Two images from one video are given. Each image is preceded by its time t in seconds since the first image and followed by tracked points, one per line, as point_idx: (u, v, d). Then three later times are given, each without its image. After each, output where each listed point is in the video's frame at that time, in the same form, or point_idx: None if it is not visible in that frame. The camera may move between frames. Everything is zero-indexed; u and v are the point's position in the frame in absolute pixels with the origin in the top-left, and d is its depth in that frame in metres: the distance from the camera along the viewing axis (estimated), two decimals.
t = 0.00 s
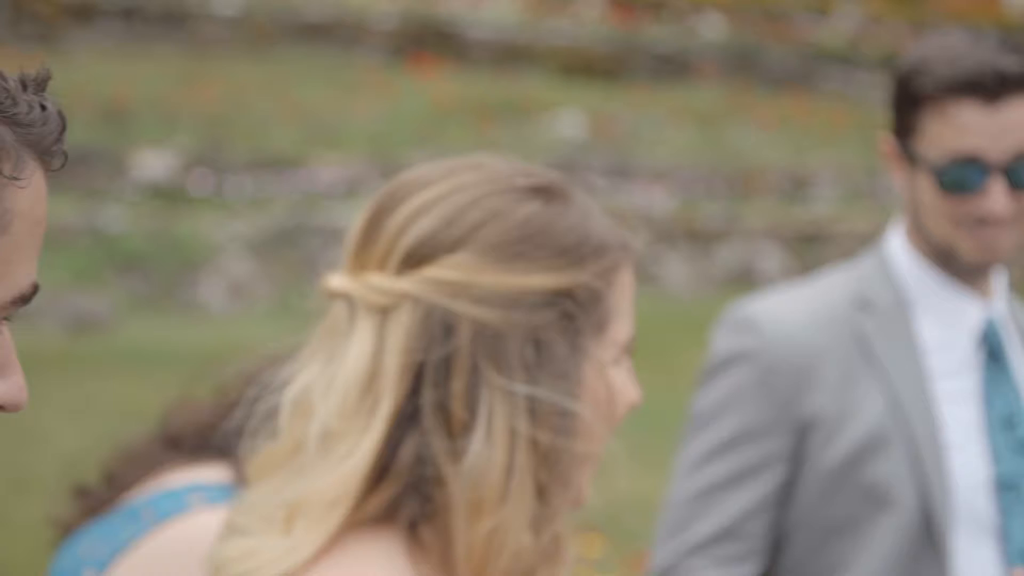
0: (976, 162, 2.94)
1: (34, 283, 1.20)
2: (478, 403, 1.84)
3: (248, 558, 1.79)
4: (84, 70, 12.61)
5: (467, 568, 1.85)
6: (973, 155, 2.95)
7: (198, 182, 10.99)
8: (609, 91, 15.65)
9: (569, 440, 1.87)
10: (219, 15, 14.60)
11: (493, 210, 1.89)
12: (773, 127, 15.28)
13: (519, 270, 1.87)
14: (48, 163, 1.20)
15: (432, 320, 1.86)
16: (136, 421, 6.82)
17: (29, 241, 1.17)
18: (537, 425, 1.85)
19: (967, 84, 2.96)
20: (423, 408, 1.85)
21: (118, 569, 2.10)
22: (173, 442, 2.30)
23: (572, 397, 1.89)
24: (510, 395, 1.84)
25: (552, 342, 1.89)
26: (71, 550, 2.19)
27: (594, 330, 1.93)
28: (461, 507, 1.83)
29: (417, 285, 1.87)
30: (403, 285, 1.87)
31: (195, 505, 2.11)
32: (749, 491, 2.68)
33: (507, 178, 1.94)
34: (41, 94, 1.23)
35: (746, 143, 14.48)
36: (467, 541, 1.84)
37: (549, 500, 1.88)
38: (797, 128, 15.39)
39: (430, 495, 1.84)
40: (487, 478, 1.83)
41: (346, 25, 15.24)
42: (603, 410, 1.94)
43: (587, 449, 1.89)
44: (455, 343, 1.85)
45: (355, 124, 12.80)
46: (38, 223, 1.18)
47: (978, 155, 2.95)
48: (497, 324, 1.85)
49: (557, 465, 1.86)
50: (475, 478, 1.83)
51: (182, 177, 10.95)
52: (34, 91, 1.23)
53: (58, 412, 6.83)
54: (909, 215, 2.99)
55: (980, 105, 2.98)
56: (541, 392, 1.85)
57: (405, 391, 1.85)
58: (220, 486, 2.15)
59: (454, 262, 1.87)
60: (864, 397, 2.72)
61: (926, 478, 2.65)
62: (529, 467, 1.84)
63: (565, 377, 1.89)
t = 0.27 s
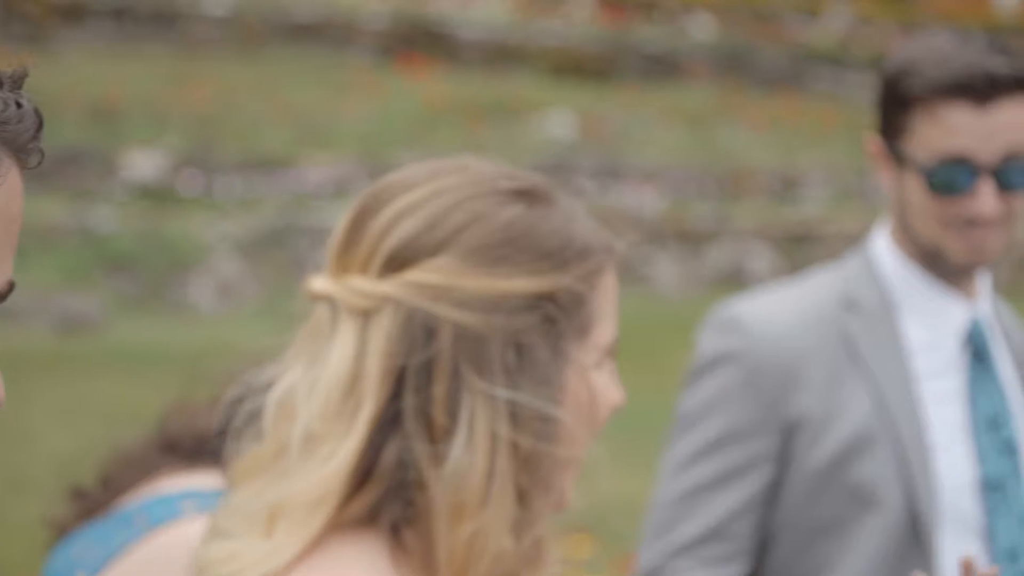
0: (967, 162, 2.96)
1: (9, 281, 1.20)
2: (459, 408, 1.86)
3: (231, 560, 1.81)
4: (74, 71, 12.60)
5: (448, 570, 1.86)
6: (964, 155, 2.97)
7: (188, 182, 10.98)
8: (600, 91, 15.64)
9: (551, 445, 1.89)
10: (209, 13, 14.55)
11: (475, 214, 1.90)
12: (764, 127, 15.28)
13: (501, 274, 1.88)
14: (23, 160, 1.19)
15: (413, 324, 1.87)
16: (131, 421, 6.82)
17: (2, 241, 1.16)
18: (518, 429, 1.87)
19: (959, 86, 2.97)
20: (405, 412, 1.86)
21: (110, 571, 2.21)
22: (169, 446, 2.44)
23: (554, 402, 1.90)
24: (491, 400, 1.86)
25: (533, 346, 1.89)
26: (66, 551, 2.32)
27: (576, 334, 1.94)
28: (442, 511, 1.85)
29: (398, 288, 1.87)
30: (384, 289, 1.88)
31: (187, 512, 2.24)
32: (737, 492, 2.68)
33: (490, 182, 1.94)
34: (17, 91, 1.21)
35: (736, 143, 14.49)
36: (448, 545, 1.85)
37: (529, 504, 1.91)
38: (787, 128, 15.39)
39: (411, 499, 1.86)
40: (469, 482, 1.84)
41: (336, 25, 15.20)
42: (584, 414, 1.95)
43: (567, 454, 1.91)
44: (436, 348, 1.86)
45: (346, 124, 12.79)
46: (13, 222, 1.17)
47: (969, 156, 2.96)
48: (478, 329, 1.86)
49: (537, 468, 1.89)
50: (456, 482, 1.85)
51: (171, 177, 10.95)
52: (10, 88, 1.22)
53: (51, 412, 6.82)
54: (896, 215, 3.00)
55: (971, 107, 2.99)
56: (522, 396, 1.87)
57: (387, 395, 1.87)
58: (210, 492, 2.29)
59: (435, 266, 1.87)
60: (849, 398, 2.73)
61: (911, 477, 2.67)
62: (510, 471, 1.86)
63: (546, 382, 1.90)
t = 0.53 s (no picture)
0: (956, 166, 2.97)
1: None
2: (434, 411, 1.79)
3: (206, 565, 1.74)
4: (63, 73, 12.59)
5: None
6: (954, 158, 2.97)
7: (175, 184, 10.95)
8: (589, 93, 15.66)
9: (528, 450, 1.82)
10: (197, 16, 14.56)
11: (452, 215, 1.85)
12: (753, 129, 15.33)
13: (478, 276, 1.82)
14: None
15: (387, 327, 1.81)
16: (118, 423, 6.79)
17: None
18: (494, 434, 1.79)
19: (949, 88, 2.98)
20: (381, 414, 1.80)
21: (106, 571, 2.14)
22: (166, 452, 2.41)
23: (530, 406, 1.83)
24: (467, 404, 1.79)
25: (509, 350, 1.83)
26: (58, 558, 2.24)
27: (554, 338, 1.87)
28: (418, 517, 1.77)
29: (374, 291, 1.82)
30: (360, 291, 1.83)
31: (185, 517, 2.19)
32: (721, 494, 2.69)
33: (467, 183, 1.88)
34: None
35: (725, 145, 14.53)
36: (425, 550, 1.77)
37: (506, 508, 1.84)
38: (777, 130, 15.44)
39: (388, 503, 1.78)
40: (445, 485, 1.77)
41: (324, 26, 15.22)
42: (560, 419, 1.88)
43: (545, 459, 1.84)
44: (411, 350, 1.80)
45: (336, 125, 12.80)
46: None
47: (958, 159, 2.97)
48: (454, 331, 1.80)
49: (515, 474, 1.81)
50: (434, 485, 1.77)
51: (159, 178, 10.91)
52: None
53: (38, 417, 6.78)
54: (880, 215, 3.01)
55: (960, 109, 2.99)
56: (498, 400, 1.80)
57: (361, 398, 1.80)
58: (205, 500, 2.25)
59: (411, 269, 1.82)
60: (833, 400, 2.74)
61: (896, 479, 2.68)
62: (487, 476, 1.79)
63: (523, 385, 1.83)
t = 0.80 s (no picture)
0: (948, 169, 2.99)
1: None
2: (409, 413, 1.78)
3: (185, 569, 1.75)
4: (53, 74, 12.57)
5: None
6: (945, 161, 2.99)
7: (165, 185, 10.91)
8: (580, 95, 15.66)
9: (504, 453, 1.81)
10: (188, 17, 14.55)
11: (428, 217, 1.84)
12: (744, 131, 15.34)
13: (453, 279, 1.82)
14: None
15: (362, 330, 1.81)
16: (108, 425, 6.78)
17: None
18: (470, 436, 1.79)
19: (941, 93, 2.98)
20: (356, 416, 1.79)
21: None
22: (166, 456, 2.37)
23: (505, 408, 1.82)
24: (442, 406, 1.78)
25: (484, 352, 1.82)
26: (59, 557, 2.23)
27: (529, 341, 1.87)
28: (396, 520, 1.76)
29: (349, 293, 1.81)
30: (336, 293, 1.82)
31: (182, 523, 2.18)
32: (708, 496, 2.69)
33: (444, 184, 1.87)
34: None
35: (716, 146, 14.53)
36: (405, 552, 1.77)
37: (484, 510, 1.83)
38: (768, 132, 15.45)
39: (365, 507, 1.78)
40: (421, 489, 1.76)
41: (315, 28, 15.21)
42: (536, 422, 1.87)
43: (522, 461, 1.83)
44: (386, 351, 1.80)
45: (327, 127, 12.79)
46: None
47: (950, 162, 2.99)
48: (428, 335, 1.80)
49: (491, 475, 1.81)
50: (410, 489, 1.76)
51: (148, 180, 10.90)
52: None
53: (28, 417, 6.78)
54: (866, 218, 3.02)
55: (952, 114, 3.00)
56: (473, 403, 1.79)
57: (336, 399, 1.80)
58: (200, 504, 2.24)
59: (386, 271, 1.81)
60: (820, 403, 2.74)
61: (882, 482, 2.68)
62: (464, 478, 1.78)
63: (499, 387, 1.82)
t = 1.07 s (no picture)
0: (940, 175, 3.01)
1: None
2: (375, 418, 1.79)
3: None
4: (41, 77, 12.56)
5: None
6: (937, 167, 3.01)
7: (153, 190, 10.87)
8: (569, 98, 15.65)
9: (470, 457, 1.82)
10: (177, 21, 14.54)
11: (393, 222, 1.84)
12: (733, 135, 15.34)
13: (418, 284, 1.83)
14: None
15: (327, 335, 1.82)
16: (97, 430, 6.77)
17: None
18: (436, 441, 1.80)
19: (934, 99, 2.99)
20: (323, 421, 1.81)
21: None
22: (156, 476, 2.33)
23: (472, 414, 1.83)
24: (408, 412, 1.79)
25: (452, 357, 1.82)
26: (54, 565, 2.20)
27: (496, 346, 1.87)
28: (364, 527, 1.77)
29: (317, 297, 1.82)
30: (303, 297, 1.83)
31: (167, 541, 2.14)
32: (693, 500, 2.70)
33: (412, 189, 1.87)
34: None
35: (706, 149, 14.53)
36: (375, 557, 1.78)
37: (454, 515, 1.83)
38: (757, 135, 15.46)
39: (334, 513, 1.79)
40: (388, 495, 1.78)
41: (303, 30, 15.17)
42: (504, 426, 1.86)
43: (490, 465, 1.84)
44: (351, 355, 1.81)
45: (315, 129, 12.76)
46: None
47: (942, 168, 3.01)
48: (393, 340, 1.81)
49: (458, 481, 1.82)
50: (377, 494, 1.78)
51: (138, 183, 10.89)
52: None
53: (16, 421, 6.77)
54: (851, 221, 3.03)
55: (945, 120, 3.02)
56: (439, 409, 1.80)
57: (302, 404, 1.81)
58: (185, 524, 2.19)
59: (353, 275, 1.82)
60: (805, 407, 2.75)
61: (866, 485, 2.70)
62: (431, 482, 1.79)
63: (466, 393, 1.83)
